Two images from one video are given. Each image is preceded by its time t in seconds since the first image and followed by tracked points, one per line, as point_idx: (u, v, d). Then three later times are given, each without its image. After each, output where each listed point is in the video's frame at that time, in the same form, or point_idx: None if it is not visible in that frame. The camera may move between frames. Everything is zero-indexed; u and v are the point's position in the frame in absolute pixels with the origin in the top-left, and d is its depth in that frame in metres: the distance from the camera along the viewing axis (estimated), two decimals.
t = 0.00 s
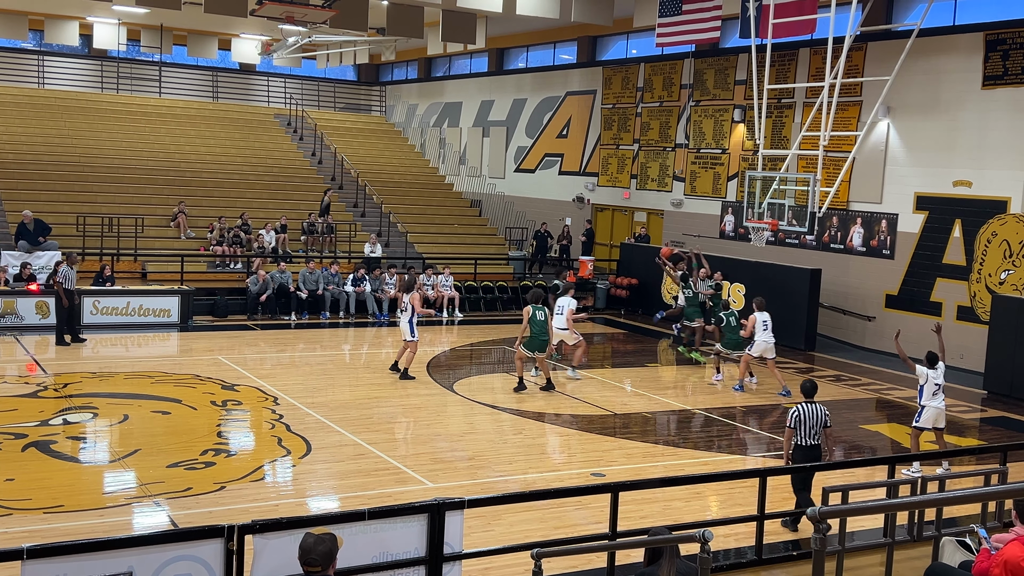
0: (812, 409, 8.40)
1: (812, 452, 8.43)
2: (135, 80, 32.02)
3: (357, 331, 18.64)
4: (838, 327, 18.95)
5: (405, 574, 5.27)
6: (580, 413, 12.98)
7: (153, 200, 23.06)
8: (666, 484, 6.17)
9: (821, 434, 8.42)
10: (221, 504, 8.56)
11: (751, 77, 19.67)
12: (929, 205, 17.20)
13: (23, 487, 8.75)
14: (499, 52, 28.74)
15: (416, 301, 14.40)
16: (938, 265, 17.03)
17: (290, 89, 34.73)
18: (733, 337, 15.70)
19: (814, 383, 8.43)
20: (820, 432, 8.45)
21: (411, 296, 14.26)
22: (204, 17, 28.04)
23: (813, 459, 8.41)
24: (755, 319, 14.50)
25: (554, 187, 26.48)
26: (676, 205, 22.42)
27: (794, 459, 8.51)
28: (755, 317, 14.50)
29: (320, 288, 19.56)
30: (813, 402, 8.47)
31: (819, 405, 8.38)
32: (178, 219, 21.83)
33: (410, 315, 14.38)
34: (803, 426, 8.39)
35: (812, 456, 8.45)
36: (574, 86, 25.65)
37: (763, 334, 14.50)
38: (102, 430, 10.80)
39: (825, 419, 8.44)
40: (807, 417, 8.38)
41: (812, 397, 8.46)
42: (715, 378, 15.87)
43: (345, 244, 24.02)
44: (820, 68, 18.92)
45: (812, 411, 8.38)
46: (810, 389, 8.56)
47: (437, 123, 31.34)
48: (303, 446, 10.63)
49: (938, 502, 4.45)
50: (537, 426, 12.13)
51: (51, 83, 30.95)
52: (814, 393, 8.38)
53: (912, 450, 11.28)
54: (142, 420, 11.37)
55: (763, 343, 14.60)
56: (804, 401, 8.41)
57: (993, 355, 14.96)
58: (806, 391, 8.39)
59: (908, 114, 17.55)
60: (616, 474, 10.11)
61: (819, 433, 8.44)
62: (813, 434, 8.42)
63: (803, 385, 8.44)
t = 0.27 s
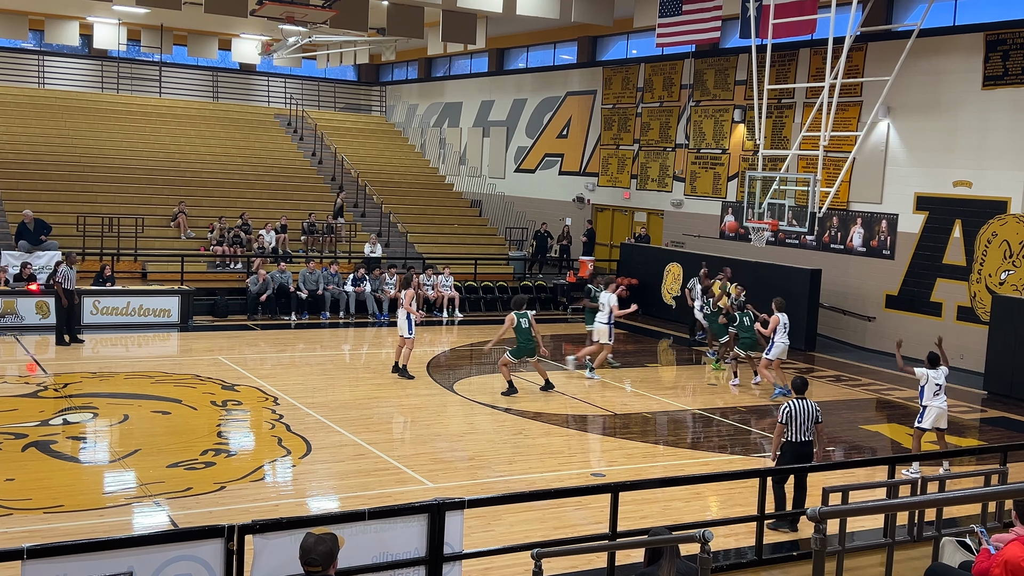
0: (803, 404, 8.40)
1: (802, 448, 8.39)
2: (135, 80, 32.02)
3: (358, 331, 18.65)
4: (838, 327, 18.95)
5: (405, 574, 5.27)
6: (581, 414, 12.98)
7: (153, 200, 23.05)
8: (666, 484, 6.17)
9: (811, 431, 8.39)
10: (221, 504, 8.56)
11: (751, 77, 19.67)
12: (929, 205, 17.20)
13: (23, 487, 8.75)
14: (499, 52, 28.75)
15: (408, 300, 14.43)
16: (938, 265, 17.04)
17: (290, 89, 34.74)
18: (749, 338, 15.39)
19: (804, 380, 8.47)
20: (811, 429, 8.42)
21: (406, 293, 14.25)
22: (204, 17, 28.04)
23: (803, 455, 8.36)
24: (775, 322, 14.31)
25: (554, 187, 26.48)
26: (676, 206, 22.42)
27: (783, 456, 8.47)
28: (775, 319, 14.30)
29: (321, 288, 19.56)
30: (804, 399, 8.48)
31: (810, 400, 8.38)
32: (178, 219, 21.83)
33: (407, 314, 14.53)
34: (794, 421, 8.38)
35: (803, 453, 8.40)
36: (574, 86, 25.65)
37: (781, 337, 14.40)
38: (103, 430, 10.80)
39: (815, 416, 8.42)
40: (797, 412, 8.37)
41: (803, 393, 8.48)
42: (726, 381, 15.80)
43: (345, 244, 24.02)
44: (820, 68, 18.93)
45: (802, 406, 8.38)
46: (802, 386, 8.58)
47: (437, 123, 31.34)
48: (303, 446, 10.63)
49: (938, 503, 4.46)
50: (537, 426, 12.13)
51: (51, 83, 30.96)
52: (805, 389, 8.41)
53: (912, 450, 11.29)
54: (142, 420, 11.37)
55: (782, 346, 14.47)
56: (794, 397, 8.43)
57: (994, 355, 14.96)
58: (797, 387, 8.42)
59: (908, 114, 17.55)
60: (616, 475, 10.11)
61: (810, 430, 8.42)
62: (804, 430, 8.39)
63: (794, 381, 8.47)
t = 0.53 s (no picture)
0: (791, 401, 8.38)
1: (792, 446, 8.37)
2: (136, 80, 32.04)
3: (358, 331, 18.66)
4: (838, 328, 18.95)
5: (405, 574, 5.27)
6: (581, 414, 12.99)
7: (153, 200, 23.06)
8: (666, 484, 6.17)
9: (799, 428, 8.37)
10: (221, 504, 8.56)
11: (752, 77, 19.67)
12: (929, 206, 17.20)
13: (23, 487, 8.75)
14: (499, 53, 28.75)
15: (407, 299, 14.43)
16: (938, 265, 17.03)
17: (291, 89, 34.75)
18: (760, 345, 15.17)
19: (794, 377, 8.45)
20: (801, 426, 8.40)
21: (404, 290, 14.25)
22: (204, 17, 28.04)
23: (793, 453, 8.36)
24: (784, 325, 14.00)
25: (554, 187, 26.49)
26: (676, 206, 22.42)
27: (773, 453, 8.46)
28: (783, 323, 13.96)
29: (321, 288, 19.57)
30: (794, 396, 8.46)
31: (799, 397, 8.35)
32: (179, 219, 21.83)
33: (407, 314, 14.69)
34: (783, 419, 8.36)
35: (792, 450, 8.39)
36: (574, 86, 25.65)
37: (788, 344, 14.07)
38: (103, 430, 10.80)
39: (804, 413, 8.40)
40: (785, 409, 8.35)
41: (792, 391, 8.45)
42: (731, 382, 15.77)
43: (345, 244, 24.03)
44: (821, 69, 18.94)
45: (790, 404, 8.36)
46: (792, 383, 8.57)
47: (437, 123, 31.35)
48: (303, 446, 10.64)
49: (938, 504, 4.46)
50: (537, 426, 12.13)
51: (51, 83, 30.97)
52: (794, 386, 8.39)
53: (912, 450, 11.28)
54: (143, 420, 11.37)
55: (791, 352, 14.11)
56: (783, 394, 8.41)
57: (994, 356, 14.95)
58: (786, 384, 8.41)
59: (908, 115, 17.55)
60: (616, 475, 10.12)
61: (799, 427, 8.40)
62: (794, 427, 8.37)
63: (783, 378, 8.46)
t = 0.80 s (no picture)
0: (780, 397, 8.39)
1: (780, 442, 8.35)
2: (136, 80, 32.07)
3: (358, 332, 18.67)
4: (839, 328, 18.95)
5: (405, 574, 5.27)
6: (582, 414, 12.99)
7: (153, 200, 23.07)
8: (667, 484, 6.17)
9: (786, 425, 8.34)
10: (221, 504, 8.56)
11: (752, 78, 19.68)
12: (929, 206, 17.19)
13: (24, 487, 8.76)
14: (500, 53, 28.75)
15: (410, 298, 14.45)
16: (938, 266, 17.03)
17: (291, 89, 34.78)
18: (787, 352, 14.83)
19: (783, 373, 8.44)
20: (789, 422, 8.37)
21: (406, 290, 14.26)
22: (205, 17, 28.04)
23: (780, 449, 8.33)
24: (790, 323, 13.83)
25: (554, 188, 26.49)
26: (677, 206, 22.42)
27: (762, 450, 8.46)
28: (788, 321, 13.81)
29: (322, 288, 19.58)
30: (784, 393, 8.46)
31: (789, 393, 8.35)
32: (179, 219, 21.84)
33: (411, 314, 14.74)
34: (771, 414, 8.37)
35: (780, 447, 8.37)
36: (575, 86, 25.64)
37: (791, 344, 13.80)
38: (103, 430, 10.81)
39: (793, 409, 8.38)
40: (774, 405, 8.36)
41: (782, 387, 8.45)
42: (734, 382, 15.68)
43: (345, 244, 24.03)
44: (821, 69, 18.94)
45: (777, 400, 8.37)
46: (783, 380, 8.56)
47: (438, 123, 31.36)
48: (304, 446, 10.64)
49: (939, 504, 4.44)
50: (537, 427, 12.13)
51: (52, 83, 31.01)
52: (783, 382, 8.39)
53: (913, 451, 11.27)
54: (143, 420, 11.38)
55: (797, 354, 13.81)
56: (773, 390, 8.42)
57: (995, 356, 14.93)
58: (776, 380, 8.42)
59: (909, 115, 17.54)
60: (617, 475, 10.12)
61: (787, 424, 8.37)
62: (782, 423, 8.35)
63: (772, 374, 8.47)
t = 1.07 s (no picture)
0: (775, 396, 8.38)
1: (774, 441, 8.34)
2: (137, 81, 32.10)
3: (359, 332, 18.67)
4: (840, 329, 18.94)
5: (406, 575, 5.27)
6: (583, 414, 12.99)
7: (154, 200, 23.08)
8: (667, 484, 6.16)
9: (779, 424, 8.32)
10: (222, 504, 8.57)
11: (753, 79, 19.68)
12: (930, 207, 17.19)
13: (25, 487, 8.77)
14: (501, 53, 28.76)
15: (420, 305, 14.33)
16: (939, 266, 17.03)
17: (292, 89, 34.79)
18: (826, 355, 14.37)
19: (778, 372, 8.43)
20: (783, 421, 8.35)
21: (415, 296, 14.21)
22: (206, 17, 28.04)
23: (773, 448, 8.32)
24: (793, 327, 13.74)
25: (555, 188, 26.48)
26: (678, 207, 22.41)
27: (757, 449, 8.47)
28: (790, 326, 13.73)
29: (322, 288, 19.59)
30: (779, 392, 8.45)
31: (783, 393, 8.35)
32: (180, 219, 21.85)
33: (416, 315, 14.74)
34: (765, 413, 8.37)
35: (774, 445, 8.36)
36: (575, 87, 25.64)
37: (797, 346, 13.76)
38: (104, 430, 10.81)
39: (786, 408, 8.37)
40: (768, 404, 8.37)
41: (776, 385, 8.44)
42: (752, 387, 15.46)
43: (346, 244, 24.04)
44: (822, 69, 18.94)
45: (770, 399, 8.37)
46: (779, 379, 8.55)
47: (438, 124, 31.37)
48: (305, 446, 10.65)
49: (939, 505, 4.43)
50: (538, 427, 12.13)
51: (53, 83, 31.04)
52: (777, 381, 8.38)
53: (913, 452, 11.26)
54: (144, 420, 11.38)
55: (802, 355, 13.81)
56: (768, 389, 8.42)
57: (996, 357, 14.92)
58: (770, 379, 8.41)
59: (910, 116, 17.54)
60: (617, 476, 10.11)
61: (781, 422, 8.35)
62: (775, 422, 8.34)
63: (766, 373, 8.46)
